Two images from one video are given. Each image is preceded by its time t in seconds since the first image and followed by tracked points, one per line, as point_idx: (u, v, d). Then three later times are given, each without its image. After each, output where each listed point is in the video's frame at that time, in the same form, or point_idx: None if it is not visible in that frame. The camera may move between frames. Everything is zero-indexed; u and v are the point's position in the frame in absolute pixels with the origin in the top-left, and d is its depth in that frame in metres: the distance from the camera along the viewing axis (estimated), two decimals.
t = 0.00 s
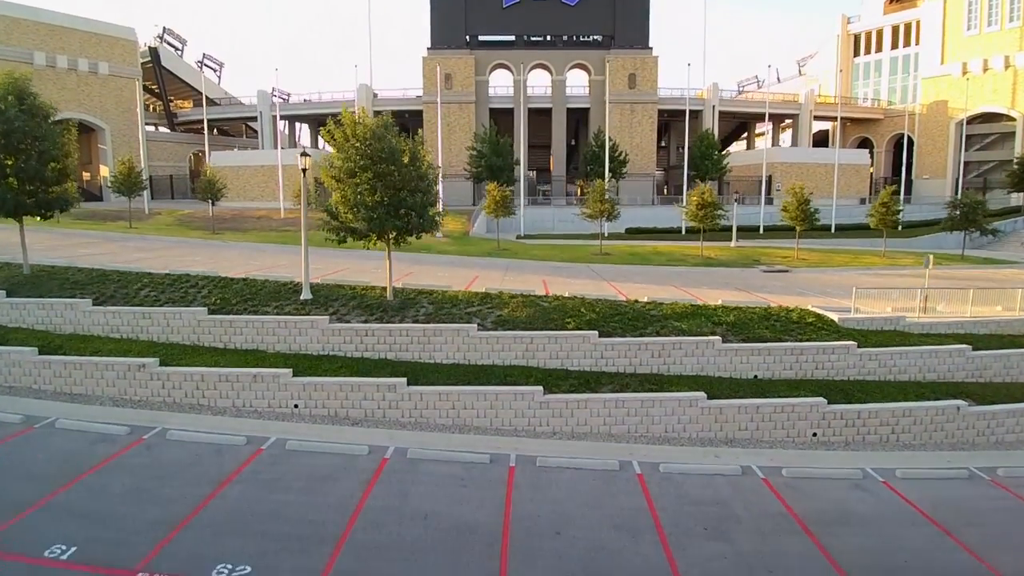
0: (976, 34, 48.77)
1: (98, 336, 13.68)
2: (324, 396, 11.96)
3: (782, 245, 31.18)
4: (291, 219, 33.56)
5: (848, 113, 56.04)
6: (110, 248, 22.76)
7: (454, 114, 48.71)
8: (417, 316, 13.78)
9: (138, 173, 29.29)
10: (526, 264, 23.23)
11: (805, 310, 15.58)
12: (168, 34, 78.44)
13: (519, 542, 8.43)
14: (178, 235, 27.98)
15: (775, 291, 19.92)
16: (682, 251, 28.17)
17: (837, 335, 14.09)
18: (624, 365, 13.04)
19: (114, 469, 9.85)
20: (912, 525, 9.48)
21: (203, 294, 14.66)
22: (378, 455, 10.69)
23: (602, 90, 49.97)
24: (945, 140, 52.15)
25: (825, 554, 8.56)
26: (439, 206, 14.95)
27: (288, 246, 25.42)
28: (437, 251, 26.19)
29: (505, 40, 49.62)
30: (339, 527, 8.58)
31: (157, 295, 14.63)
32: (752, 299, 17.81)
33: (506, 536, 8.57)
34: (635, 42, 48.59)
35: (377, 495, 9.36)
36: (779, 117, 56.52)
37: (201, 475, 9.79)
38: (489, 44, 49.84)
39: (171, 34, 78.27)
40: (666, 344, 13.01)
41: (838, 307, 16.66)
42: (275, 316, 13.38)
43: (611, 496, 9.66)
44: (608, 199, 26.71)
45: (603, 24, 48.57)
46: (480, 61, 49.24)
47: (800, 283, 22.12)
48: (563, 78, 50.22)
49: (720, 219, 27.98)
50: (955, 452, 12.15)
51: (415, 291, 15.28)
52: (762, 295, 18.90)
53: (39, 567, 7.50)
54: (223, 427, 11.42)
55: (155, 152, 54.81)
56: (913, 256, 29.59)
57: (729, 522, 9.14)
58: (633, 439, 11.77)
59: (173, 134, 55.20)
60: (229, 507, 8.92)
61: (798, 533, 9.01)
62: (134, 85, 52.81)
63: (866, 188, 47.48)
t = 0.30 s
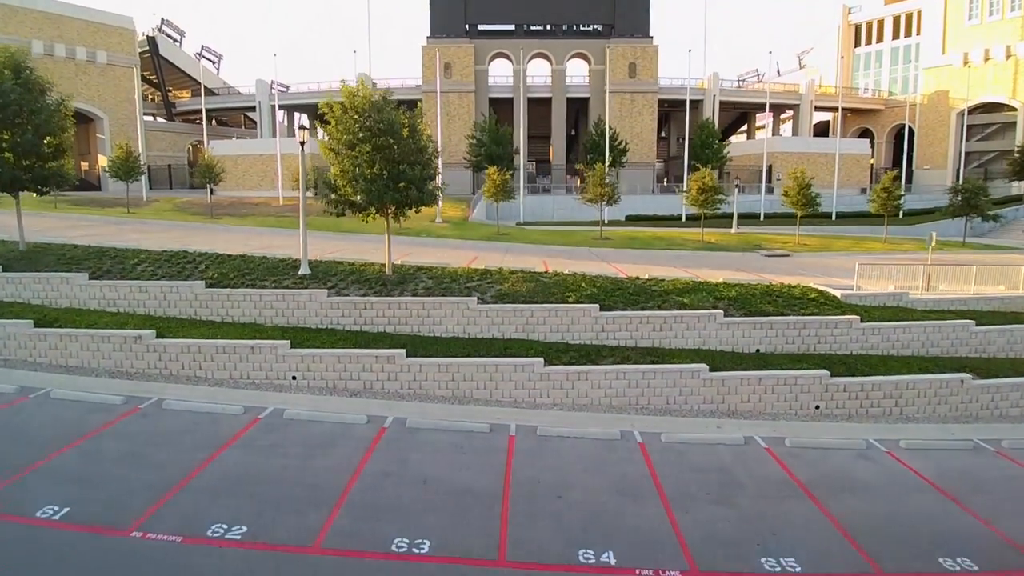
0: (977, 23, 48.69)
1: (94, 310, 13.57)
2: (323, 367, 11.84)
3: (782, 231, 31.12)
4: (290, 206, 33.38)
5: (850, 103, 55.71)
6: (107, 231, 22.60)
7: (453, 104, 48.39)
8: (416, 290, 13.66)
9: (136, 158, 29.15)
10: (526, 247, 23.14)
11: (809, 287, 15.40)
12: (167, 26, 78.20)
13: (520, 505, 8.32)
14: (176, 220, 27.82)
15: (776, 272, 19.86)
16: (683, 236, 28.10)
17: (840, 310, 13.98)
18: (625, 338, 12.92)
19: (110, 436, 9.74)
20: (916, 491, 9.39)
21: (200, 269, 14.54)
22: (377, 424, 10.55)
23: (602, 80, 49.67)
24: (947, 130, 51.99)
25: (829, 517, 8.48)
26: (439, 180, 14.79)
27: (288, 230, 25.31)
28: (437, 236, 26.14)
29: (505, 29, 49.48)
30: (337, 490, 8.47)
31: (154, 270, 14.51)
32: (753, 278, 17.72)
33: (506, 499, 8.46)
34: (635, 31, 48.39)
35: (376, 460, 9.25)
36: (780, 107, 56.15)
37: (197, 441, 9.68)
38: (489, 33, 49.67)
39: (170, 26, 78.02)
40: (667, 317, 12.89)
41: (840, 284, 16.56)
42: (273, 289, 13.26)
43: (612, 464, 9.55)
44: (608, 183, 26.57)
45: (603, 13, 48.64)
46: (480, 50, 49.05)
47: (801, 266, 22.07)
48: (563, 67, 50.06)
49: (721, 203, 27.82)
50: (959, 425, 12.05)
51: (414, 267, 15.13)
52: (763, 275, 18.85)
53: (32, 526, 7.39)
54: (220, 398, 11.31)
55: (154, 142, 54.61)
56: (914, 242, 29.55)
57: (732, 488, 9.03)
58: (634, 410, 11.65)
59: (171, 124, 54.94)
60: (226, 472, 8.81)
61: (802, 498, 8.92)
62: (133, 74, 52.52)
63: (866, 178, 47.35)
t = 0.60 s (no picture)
0: (980, 7, 48.40)
1: (89, 279, 13.44)
2: (320, 333, 11.73)
3: (783, 213, 30.94)
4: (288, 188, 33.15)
5: (851, 88, 55.12)
6: (104, 208, 22.42)
7: (452, 88, 47.90)
8: (414, 259, 13.53)
9: (133, 137, 28.93)
10: (525, 225, 23.00)
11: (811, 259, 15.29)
12: (165, 11, 77.64)
13: (519, 462, 8.26)
14: (173, 200, 27.60)
15: (777, 248, 19.78)
16: (683, 216, 27.93)
17: (842, 279, 13.88)
18: (625, 306, 12.81)
19: (105, 398, 9.66)
20: (918, 452, 9.33)
21: (196, 239, 14.40)
22: (374, 388, 10.47)
23: (602, 63, 49.38)
24: (948, 115, 51.71)
25: (830, 475, 8.42)
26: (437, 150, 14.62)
27: (285, 209, 25.10)
28: (436, 215, 25.99)
29: (504, 12, 49.11)
30: (334, 447, 8.39)
31: (150, 241, 14.37)
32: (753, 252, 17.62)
33: (505, 457, 8.39)
34: (636, 14, 48.04)
35: (373, 421, 9.18)
36: (782, 92, 55.79)
37: (191, 402, 9.58)
38: (488, 16, 49.30)
39: (167, 11, 77.46)
40: (668, 286, 12.77)
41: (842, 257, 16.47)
42: (269, 258, 13.13)
43: (612, 425, 9.48)
44: (608, 162, 26.38)
45: None
46: (480, 33, 48.73)
47: (802, 244, 21.97)
48: (563, 51, 49.73)
49: (721, 183, 27.61)
50: (961, 392, 11.97)
51: (412, 238, 14.98)
52: (764, 250, 18.74)
53: (24, 479, 7.32)
54: (217, 363, 11.21)
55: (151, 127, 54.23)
56: (915, 223, 29.42)
57: (733, 447, 8.96)
58: (634, 376, 11.56)
59: (168, 108, 54.59)
60: (222, 430, 8.73)
61: (803, 457, 8.86)
62: (129, 58, 52.02)
63: (867, 162, 47.13)
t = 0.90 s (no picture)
0: None
1: (84, 243, 13.32)
2: (318, 294, 11.64)
3: (784, 187, 30.74)
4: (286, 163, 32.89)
5: (853, 66, 54.48)
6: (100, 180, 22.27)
7: (451, 63, 47.38)
8: (412, 221, 13.41)
9: (129, 111, 28.65)
10: (525, 196, 22.88)
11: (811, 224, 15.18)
12: None
13: (517, 414, 8.22)
14: (171, 173, 27.41)
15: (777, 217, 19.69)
16: (684, 190, 27.75)
17: (843, 243, 13.78)
18: (625, 268, 12.70)
19: (100, 354, 9.59)
20: (918, 407, 9.29)
21: (192, 203, 14.26)
22: (372, 345, 10.40)
23: (602, 39, 49.07)
24: (951, 92, 51.25)
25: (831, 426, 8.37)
26: (434, 113, 14.41)
27: (283, 182, 24.92)
28: (435, 187, 25.90)
29: None
30: (330, 399, 8.33)
31: (145, 205, 14.23)
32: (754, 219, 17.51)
33: (502, 408, 8.35)
34: None
35: (370, 375, 9.12)
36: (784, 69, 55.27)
37: (187, 358, 9.52)
38: None
39: None
40: (669, 248, 12.65)
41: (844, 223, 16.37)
42: (266, 220, 13.00)
43: (611, 380, 9.42)
44: (608, 135, 26.16)
45: None
46: (479, 8, 48.21)
47: (802, 214, 21.87)
48: (563, 26, 49.20)
49: (721, 156, 27.40)
50: (962, 353, 11.91)
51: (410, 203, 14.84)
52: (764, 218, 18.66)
53: (17, 426, 7.27)
54: (213, 322, 11.13)
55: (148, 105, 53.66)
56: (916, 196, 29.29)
57: (732, 400, 8.92)
58: (634, 336, 11.49)
59: (165, 86, 54.13)
60: (218, 383, 8.68)
61: (803, 410, 8.81)
62: (124, 34, 51.31)
63: (869, 139, 46.83)
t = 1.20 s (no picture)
0: None
1: (79, 204, 13.21)
2: (315, 253, 11.55)
3: (786, 159, 30.55)
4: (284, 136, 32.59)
5: (857, 40, 53.97)
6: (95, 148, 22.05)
7: (450, 36, 46.64)
8: (410, 182, 13.27)
9: (125, 82, 28.34)
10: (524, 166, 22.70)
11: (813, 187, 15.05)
12: None
13: (516, 363, 8.17)
14: (167, 145, 27.15)
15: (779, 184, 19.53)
16: (686, 160, 27.51)
17: (845, 204, 13.67)
18: (626, 229, 12.60)
19: (93, 309, 9.50)
20: (920, 360, 9.24)
21: (187, 165, 14.12)
22: (370, 302, 10.31)
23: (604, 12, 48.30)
24: (955, 68, 50.87)
25: (831, 376, 8.33)
26: (432, 72, 14.17)
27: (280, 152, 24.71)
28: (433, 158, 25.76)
29: None
30: (328, 349, 8.29)
31: (140, 167, 14.08)
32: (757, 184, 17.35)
33: (501, 359, 8.31)
34: None
35: (368, 327, 9.06)
36: (788, 43, 54.63)
37: (184, 313, 9.45)
38: None
39: None
40: (669, 208, 12.54)
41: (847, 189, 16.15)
42: (262, 181, 12.88)
43: (611, 333, 9.37)
44: (609, 105, 25.91)
45: None
46: None
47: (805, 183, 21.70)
48: None
49: (722, 127, 27.16)
50: (964, 312, 11.83)
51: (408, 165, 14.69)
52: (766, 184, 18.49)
53: (12, 372, 7.22)
54: (210, 280, 11.05)
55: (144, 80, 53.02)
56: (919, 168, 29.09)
57: (733, 352, 8.88)
58: (633, 295, 11.42)
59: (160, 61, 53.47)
60: (214, 334, 8.61)
61: (804, 361, 8.77)
62: (118, 7, 50.49)
63: (872, 114, 46.44)
